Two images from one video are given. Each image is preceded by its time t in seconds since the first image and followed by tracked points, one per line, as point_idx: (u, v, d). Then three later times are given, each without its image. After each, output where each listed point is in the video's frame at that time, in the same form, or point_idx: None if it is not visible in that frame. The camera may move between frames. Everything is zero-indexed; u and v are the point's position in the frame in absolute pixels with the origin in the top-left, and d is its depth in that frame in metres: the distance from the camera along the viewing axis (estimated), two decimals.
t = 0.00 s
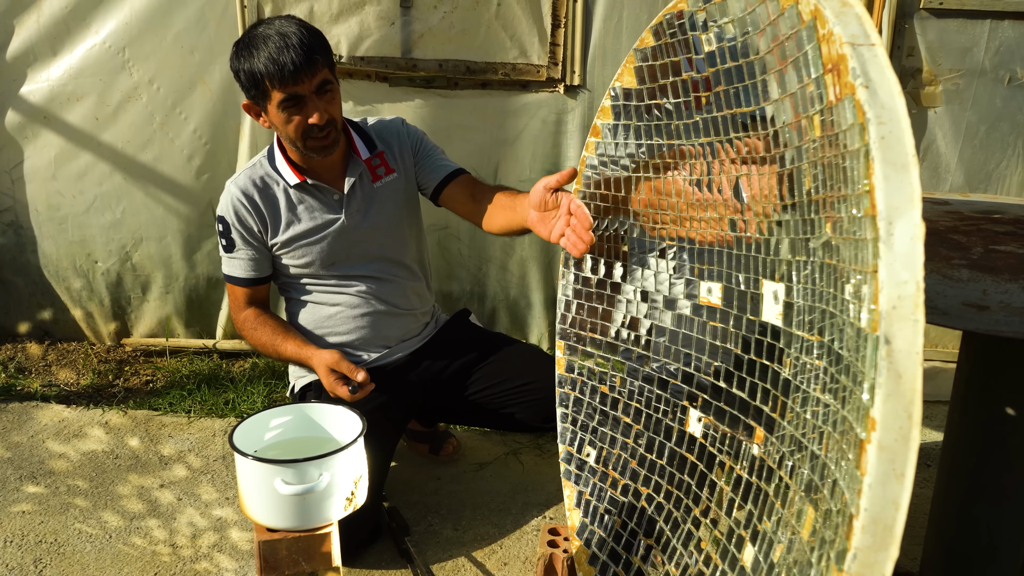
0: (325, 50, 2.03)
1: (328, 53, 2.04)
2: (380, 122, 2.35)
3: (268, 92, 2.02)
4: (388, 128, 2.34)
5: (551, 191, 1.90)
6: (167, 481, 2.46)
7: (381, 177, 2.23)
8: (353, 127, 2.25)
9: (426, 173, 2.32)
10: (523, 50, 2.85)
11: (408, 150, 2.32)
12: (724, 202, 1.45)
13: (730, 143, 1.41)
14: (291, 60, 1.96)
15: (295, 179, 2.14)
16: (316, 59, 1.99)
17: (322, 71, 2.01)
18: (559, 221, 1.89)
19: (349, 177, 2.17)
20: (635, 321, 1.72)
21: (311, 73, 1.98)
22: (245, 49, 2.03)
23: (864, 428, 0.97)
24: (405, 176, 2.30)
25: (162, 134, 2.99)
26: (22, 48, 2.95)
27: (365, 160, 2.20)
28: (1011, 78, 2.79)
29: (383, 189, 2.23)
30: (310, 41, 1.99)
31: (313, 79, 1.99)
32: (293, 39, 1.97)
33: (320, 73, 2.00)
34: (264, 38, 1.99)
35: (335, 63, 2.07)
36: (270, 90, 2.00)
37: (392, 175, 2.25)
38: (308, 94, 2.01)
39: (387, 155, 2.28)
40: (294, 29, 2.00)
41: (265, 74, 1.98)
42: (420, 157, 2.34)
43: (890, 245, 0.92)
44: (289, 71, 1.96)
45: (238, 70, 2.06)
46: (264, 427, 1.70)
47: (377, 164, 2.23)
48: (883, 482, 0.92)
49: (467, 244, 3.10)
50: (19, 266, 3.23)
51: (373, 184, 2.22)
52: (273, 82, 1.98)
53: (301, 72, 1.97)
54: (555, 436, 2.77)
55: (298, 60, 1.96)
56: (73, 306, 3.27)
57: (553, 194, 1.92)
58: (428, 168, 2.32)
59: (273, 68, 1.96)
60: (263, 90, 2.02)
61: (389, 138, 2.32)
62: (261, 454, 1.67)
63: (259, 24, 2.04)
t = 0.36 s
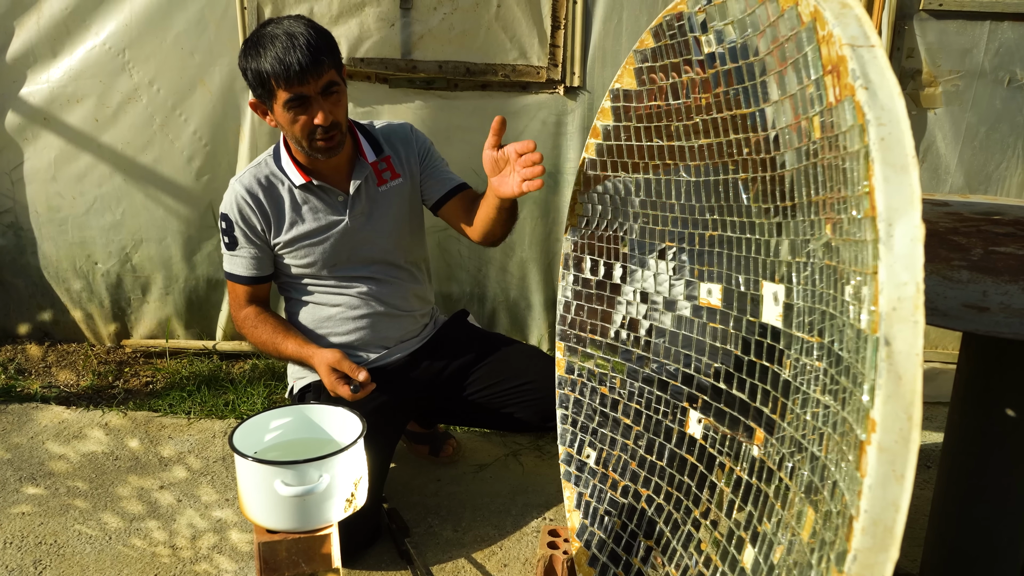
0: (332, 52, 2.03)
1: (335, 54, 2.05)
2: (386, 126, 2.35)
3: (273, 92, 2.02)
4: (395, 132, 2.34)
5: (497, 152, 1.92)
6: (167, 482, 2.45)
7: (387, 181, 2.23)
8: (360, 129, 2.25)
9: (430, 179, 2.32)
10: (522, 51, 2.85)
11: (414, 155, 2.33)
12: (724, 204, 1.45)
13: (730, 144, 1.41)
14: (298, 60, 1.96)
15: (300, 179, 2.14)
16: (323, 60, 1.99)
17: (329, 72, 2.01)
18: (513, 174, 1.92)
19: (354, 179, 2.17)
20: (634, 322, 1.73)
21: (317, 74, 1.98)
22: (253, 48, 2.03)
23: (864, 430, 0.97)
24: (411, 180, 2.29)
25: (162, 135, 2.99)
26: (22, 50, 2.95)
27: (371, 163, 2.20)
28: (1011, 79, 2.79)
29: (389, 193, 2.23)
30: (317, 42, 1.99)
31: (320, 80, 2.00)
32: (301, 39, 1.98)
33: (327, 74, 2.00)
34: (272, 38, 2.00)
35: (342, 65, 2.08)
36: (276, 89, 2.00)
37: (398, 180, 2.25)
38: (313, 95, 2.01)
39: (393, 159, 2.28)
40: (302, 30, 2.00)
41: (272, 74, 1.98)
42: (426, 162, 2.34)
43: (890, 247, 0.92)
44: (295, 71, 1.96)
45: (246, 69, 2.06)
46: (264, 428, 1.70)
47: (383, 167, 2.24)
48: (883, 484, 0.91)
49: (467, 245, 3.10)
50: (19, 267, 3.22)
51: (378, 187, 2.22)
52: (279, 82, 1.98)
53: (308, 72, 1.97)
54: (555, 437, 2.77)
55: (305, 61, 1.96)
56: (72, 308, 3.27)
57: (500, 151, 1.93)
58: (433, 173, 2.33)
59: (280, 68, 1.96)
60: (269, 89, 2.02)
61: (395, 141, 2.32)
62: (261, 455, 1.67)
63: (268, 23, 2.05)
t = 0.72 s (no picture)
0: (334, 51, 2.03)
1: (337, 54, 2.05)
2: (387, 128, 2.36)
3: (274, 90, 2.02)
4: (396, 134, 2.35)
5: (530, 194, 1.90)
6: (167, 484, 2.45)
7: (386, 184, 2.24)
8: (361, 130, 2.26)
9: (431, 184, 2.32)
10: (522, 53, 2.85)
11: (414, 158, 2.33)
12: (724, 205, 1.45)
13: (730, 145, 1.41)
14: (299, 59, 1.96)
15: (300, 178, 2.14)
16: (324, 59, 1.99)
17: (329, 72, 2.01)
18: (550, 219, 1.86)
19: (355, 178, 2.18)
20: (634, 323, 1.73)
21: (317, 73, 1.98)
22: (255, 45, 2.03)
23: (864, 430, 0.97)
24: (410, 183, 2.30)
25: (162, 137, 2.99)
26: (22, 52, 2.95)
27: (371, 164, 2.21)
28: (1010, 80, 2.80)
29: (387, 194, 2.24)
30: (319, 42, 1.99)
31: (320, 79, 2.00)
32: (303, 38, 1.98)
33: (327, 73, 2.00)
34: (275, 36, 2.00)
35: (344, 65, 2.07)
36: (276, 87, 2.01)
37: (396, 182, 2.26)
38: (314, 94, 2.01)
39: (394, 162, 2.28)
40: (305, 28, 2.01)
41: (272, 72, 1.98)
42: (426, 166, 2.34)
43: (889, 248, 0.92)
44: (295, 70, 1.96)
45: (248, 66, 2.07)
46: (264, 430, 1.70)
47: (383, 169, 2.24)
48: (883, 485, 0.91)
49: (467, 247, 3.11)
50: (19, 269, 3.22)
51: (376, 189, 2.22)
52: (279, 80, 1.98)
53: (308, 71, 1.97)
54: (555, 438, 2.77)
55: (306, 60, 1.96)
56: (72, 309, 3.27)
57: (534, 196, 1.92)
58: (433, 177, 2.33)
59: (280, 66, 1.97)
60: (270, 87, 2.02)
61: (395, 144, 2.32)
62: (261, 457, 1.67)
63: (273, 21, 2.06)
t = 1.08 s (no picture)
0: (320, 55, 1.98)
1: (326, 57, 2.00)
2: (398, 136, 2.36)
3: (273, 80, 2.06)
4: (411, 144, 2.35)
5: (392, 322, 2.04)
6: (167, 490, 2.45)
7: (395, 193, 2.24)
8: (376, 136, 2.27)
9: (429, 214, 2.35)
10: (522, 54, 2.86)
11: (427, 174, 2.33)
12: (722, 201, 1.45)
13: (729, 142, 1.41)
14: (280, 54, 1.98)
15: (308, 173, 2.14)
16: (300, 60, 1.96)
17: (303, 75, 1.98)
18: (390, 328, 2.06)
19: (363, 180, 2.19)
20: (634, 326, 1.72)
21: (289, 74, 1.98)
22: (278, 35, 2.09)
23: (865, 434, 0.97)
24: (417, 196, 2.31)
25: (161, 137, 2.99)
26: (21, 53, 2.95)
27: (382, 171, 2.22)
28: (1009, 82, 2.80)
29: (394, 204, 2.25)
30: (308, 43, 1.98)
31: (294, 79, 1.98)
32: (294, 35, 1.98)
33: (302, 74, 1.98)
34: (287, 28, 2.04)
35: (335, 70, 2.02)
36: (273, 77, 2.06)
37: (406, 194, 2.26)
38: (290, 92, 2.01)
39: (406, 172, 2.28)
40: (306, 28, 2.00)
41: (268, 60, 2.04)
42: (428, 191, 2.34)
43: (888, 249, 0.92)
44: (274, 65, 1.99)
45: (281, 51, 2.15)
46: (264, 436, 1.69)
47: (394, 179, 2.24)
48: (885, 489, 0.91)
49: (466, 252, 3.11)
50: (18, 270, 3.22)
51: (385, 198, 2.23)
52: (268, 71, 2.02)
53: (282, 68, 1.97)
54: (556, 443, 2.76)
55: (283, 57, 1.97)
56: (71, 310, 3.26)
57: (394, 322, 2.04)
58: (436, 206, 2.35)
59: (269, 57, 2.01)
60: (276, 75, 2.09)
61: (410, 154, 2.32)
62: (261, 463, 1.66)
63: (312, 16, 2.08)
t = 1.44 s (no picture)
0: (343, 58, 2.03)
1: (351, 62, 2.04)
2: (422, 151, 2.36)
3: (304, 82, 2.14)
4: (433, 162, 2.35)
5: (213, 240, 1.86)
6: (165, 498, 2.44)
7: (409, 208, 2.25)
8: (400, 150, 2.27)
9: (442, 233, 2.35)
10: (522, 65, 2.86)
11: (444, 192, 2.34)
12: (725, 215, 1.45)
13: (731, 158, 1.41)
14: (308, 55, 2.05)
15: (323, 175, 2.15)
16: (325, 62, 2.03)
17: (325, 75, 2.03)
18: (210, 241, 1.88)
19: (380, 187, 2.20)
20: (635, 336, 1.72)
21: (314, 74, 2.04)
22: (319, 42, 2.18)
23: (866, 444, 0.97)
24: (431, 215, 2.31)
25: (163, 149, 2.99)
26: (24, 64, 2.95)
27: (398, 184, 2.22)
28: (1008, 92, 2.81)
29: (406, 217, 2.25)
30: (335, 46, 2.04)
31: (318, 79, 2.04)
32: (323, 38, 2.05)
33: (325, 76, 2.03)
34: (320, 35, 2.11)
35: (359, 77, 2.06)
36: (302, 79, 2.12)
37: (419, 210, 2.26)
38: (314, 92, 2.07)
39: (423, 188, 2.29)
40: (338, 34, 2.06)
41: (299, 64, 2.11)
42: (440, 212, 2.33)
43: (891, 260, 0.92)
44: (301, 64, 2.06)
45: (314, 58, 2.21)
46: (264, 443, 1.69)
47: (410, 194, 2.25)
48: (886, 498, 0.91)
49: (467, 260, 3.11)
50: (18, 281, 3.22)
51: (398, 211, 2.23)
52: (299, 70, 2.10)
53: (308, 67, 2.04)
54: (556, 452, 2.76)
55: (310, 57, 2.03)
56: (71, 321, 3.26)
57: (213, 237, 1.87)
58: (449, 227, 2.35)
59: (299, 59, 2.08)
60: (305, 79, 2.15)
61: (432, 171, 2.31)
62: (261, 470, 1.66)
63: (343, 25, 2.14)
